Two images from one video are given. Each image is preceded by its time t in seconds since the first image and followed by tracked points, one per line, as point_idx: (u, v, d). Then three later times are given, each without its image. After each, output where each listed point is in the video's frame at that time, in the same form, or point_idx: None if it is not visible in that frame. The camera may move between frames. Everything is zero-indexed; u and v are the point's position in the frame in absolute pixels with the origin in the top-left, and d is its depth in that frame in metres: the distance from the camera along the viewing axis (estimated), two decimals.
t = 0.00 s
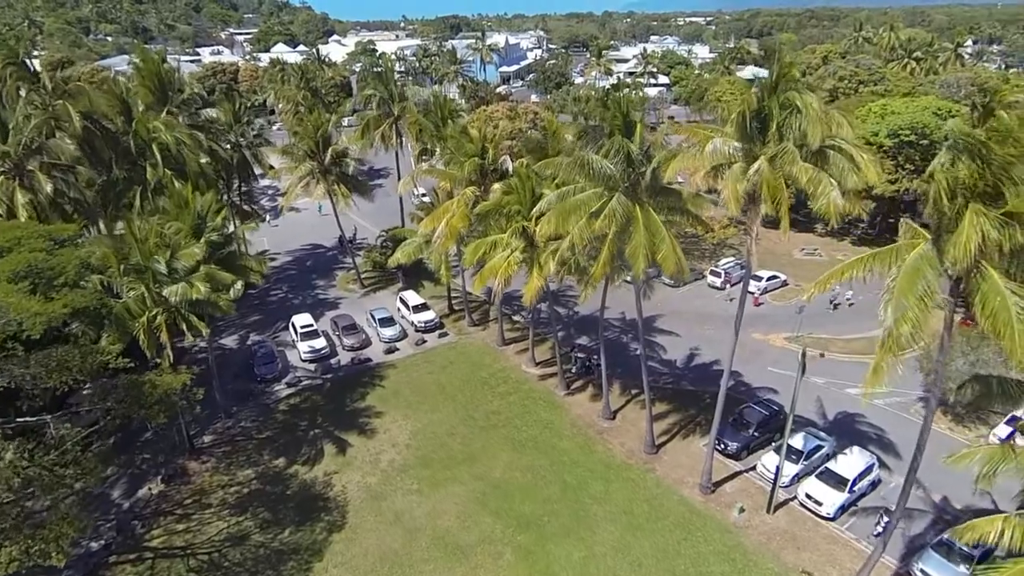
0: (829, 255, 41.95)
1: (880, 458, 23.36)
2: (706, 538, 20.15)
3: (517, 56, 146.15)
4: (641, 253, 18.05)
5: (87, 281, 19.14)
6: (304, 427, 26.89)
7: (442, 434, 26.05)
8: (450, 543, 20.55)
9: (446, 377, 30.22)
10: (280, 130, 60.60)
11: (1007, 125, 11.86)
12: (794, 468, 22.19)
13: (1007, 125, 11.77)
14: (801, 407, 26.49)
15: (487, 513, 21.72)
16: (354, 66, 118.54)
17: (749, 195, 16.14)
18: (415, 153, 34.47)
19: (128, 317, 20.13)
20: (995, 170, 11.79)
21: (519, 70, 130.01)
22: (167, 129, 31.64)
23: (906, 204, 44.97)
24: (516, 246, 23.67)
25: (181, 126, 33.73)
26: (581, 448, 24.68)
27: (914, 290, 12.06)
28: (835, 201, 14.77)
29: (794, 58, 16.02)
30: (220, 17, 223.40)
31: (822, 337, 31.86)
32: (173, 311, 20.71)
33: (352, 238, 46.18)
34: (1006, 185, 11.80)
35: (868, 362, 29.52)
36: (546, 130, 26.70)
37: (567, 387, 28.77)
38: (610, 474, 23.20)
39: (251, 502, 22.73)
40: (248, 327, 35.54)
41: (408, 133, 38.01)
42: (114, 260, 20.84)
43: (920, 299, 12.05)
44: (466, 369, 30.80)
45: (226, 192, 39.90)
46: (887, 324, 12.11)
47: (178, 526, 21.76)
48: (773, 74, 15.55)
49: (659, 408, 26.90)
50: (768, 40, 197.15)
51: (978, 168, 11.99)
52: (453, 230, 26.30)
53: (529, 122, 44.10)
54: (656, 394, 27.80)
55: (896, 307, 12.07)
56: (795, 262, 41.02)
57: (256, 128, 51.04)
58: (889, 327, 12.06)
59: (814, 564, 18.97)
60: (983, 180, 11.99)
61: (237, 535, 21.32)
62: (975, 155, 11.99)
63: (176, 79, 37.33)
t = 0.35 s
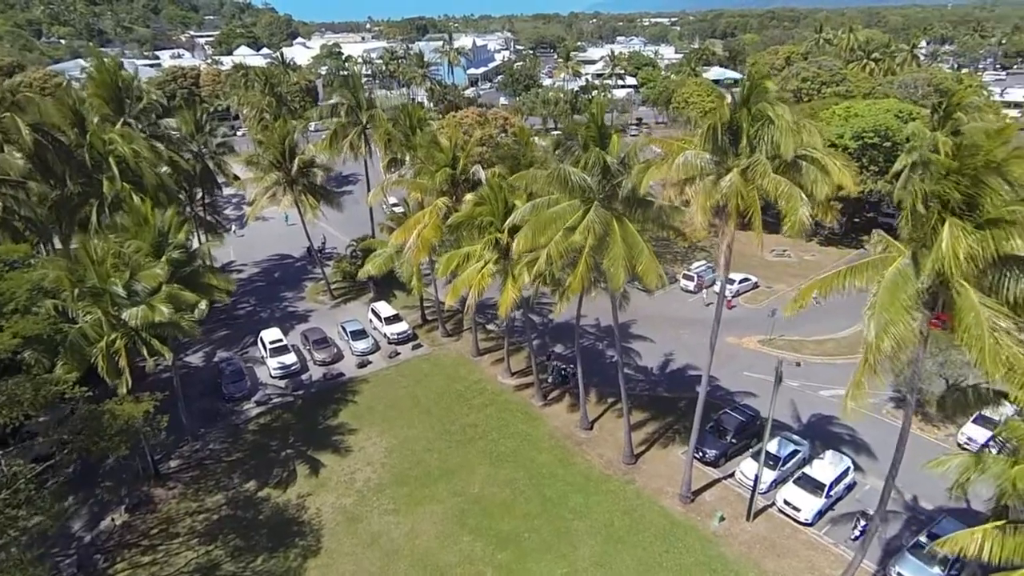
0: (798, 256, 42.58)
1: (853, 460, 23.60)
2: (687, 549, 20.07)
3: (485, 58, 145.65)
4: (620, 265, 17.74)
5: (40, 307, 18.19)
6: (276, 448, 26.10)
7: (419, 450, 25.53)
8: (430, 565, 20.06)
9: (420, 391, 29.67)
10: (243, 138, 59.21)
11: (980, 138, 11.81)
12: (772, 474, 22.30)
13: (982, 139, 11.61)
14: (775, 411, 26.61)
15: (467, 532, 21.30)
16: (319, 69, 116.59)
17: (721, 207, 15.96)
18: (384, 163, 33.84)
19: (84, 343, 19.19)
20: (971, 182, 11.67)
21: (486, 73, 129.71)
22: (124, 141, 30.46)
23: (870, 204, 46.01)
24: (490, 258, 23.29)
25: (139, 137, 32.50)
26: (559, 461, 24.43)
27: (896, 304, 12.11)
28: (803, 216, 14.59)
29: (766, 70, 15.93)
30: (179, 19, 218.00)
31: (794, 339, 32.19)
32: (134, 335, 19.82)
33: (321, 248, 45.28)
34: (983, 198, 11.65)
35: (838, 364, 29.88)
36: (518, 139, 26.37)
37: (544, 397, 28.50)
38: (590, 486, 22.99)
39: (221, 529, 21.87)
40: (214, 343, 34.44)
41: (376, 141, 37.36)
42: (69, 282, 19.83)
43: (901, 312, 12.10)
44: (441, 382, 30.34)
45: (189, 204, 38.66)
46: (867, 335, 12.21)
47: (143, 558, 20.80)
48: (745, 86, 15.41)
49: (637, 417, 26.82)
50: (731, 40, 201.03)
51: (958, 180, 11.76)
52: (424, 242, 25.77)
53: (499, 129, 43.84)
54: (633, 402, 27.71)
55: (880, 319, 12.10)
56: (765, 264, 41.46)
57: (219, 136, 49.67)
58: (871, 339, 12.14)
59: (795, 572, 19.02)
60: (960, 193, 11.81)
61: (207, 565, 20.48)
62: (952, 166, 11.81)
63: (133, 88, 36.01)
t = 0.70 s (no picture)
0: (768, 257, 43.15)
1: (830, 464, 23.83)
2: (669, 560, 20.01)
3: (454, 59, 144.70)
4: (601, 279, 17.59)
5: None
6: (247, 468, 25.32)
7: (395, 467, 25.06)
8: None
9: (396, 404, 29.16)
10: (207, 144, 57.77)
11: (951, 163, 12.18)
12: (750, 481, 22.43)
13: (954, 163, 11.96)
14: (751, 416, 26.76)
15: (446, 550, 20.92)
16: (285, 71, 114.36)
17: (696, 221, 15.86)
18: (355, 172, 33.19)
19: (39, 369, 18.50)
20: (943, 202, 11.85)
21: (456, 74, 129.10)
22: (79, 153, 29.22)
23: (837, 205, 46.90)
24: (465, 271, 22.93)
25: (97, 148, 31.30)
26: (539, 473, 24.21)
27: (872, 322, 12.15)
28: (778, 231, 14.42)
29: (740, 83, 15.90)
30: (139, 19, 212.34)
31: (768, 342, 32.51)
32: (93, 360, 19.01)
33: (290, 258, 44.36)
34: (959, 217, 11.73)
35: (811, 366, 30.29)
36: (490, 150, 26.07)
37: (521, 408, 28.26)
38: (570, 499, 22.81)
39: (191, 557, 21.08)
40: (181, 360, 33.37)
41: (345, 150, 36.69)
42: (21, 306, 18.92)
43: (878, 332, 12.10)
44: (417, 394, 29.88)
45: (151, 216, 37.39)
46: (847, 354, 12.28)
47: None
48: (720, 98, 15.36)
49: (615, 426, 26.75)
50: (698, 40, 203.18)
51: (930, 200, 12.04)
52: (397, 254, 25.29)
53: (471, 134, 43.53)
54: (611, 410, 27.65)
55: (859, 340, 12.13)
56: (737, 266, 41.92)
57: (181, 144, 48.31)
58: (850, 358, 12.23)
59: None
60: (933, 212, 12.05)
61: None
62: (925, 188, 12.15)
63: (89, 97, 34.68)
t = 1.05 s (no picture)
0: (743, 259, 43.59)
1: (810, 468, 24.07)
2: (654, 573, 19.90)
3: (425, 60, 143.55)
4: (580, 295, 17.45)
5: None
6: (221, 490, 24.57)
7: (375, 484, 24.59)
8: None
9: (375, 419, 28.67)
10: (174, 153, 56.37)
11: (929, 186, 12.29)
12: (732, 489, 22.49)
13: (931, 187, 12.07)
14: (731, 421, 26.91)
15: (429, 570, 20.53)
16: (253, 73, 112.15)
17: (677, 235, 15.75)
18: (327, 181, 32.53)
19: None
20: (918, 228, 11.96)
21: (428, 76, 128.30)
22: (37, 166, 28.06)
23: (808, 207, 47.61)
24: (442, 284, 22.48)
25: (55, 160, 30.11)
26: (522, 487, 23.96)
27: (852, 343, 12.29)
28: (762, 241, 14.40)
29: (720, 96, 15.79)
30: (100, 20, 206.70)
31: (745, 345, 32.77)
32: (56, 387, 18.23)
33: (262, 268, 43.46)
34: (934, 242, 11.76)
35: (788, 368, 30.60)
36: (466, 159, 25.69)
37: (501, 420, 27.99)
38: (554, 512, 22.60)
39: None
40: (150, 377, 32.36)
41: (317, 159, 36.00)
42: None
43: (857, 354, 12.24)
44: (395, 408, 29.42)
45: (115, 228, 36.18)
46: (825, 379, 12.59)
47: None
48: (700, 111, 15.22)
49: (596, 436, 26.64)
50: (667, 39, 205.54)
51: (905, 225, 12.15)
52: (372, 267, 24.74)
53: (445, 141, 43.12)
54: (592, 420, 27.54)
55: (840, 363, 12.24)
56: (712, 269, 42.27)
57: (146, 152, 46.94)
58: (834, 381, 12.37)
59: None
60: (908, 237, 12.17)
61: None
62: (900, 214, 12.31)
63: (47, 106, 33.40)
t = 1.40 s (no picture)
0: (720, 262, 43.92)
1: (792, 474, 24.21)
2: None
3: (399, 61, 142.42)
4: (558, 310, 17.19)
5: None
6: (196, 513, 23.88)
7: (355, 501, 24.11)
8: None
9: (354, 433, 28.15)
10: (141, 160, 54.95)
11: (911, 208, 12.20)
12: (715, 497, 22.49)
13: (914, 208, 11.99)
14: (713, 427, 27.00)
15: None
16: (223, 76, 110.12)
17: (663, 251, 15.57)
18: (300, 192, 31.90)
19: None
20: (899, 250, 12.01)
21: (403, 78, 127.24)
22: None
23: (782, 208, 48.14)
24: (421, 297, 22.14)
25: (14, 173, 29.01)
26: (504, 500, 23.70)
27: (832, 365, 12.34)
28: (750, 258, 14.32)
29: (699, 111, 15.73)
30: (62, 21, 201.15)
31: (724, 349, 32.96)
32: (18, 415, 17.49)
33: (236, 279, 42.54)
34: (914, 266, 11.74)
35: (767, 372, 30.85)
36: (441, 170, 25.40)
37: (483, 432, 27.69)
38: (537, 526, 22.37)
39: None
40: (119, 395, 31.39)
41: (290, 168, 35.30)
42: None
43: (839, 376, 12.29)
44: (374, 421, 28.91)
45: (80, 241, 35.09)
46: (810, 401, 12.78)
47: None
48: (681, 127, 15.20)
49: (579, 445, 26.51)
50: (640, 38, 207.11)
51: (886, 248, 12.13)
52: (349, 280, 24.21)
53: (420, 147, 42.65)
54: (573, 429, 27.41)
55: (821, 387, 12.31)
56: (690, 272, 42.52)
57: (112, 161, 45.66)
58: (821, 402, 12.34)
59: None
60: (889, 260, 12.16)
61: None
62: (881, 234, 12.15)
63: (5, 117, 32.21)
